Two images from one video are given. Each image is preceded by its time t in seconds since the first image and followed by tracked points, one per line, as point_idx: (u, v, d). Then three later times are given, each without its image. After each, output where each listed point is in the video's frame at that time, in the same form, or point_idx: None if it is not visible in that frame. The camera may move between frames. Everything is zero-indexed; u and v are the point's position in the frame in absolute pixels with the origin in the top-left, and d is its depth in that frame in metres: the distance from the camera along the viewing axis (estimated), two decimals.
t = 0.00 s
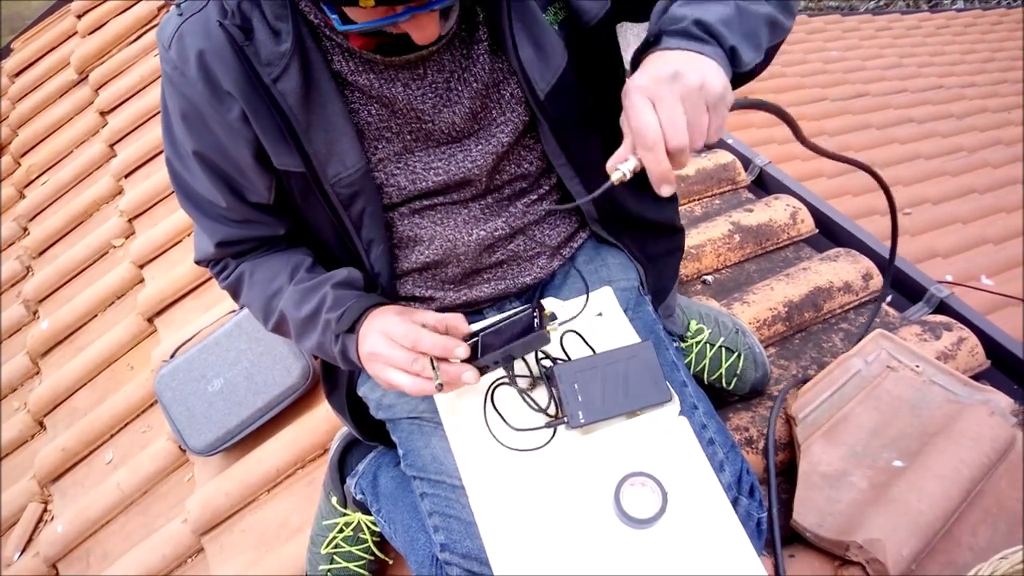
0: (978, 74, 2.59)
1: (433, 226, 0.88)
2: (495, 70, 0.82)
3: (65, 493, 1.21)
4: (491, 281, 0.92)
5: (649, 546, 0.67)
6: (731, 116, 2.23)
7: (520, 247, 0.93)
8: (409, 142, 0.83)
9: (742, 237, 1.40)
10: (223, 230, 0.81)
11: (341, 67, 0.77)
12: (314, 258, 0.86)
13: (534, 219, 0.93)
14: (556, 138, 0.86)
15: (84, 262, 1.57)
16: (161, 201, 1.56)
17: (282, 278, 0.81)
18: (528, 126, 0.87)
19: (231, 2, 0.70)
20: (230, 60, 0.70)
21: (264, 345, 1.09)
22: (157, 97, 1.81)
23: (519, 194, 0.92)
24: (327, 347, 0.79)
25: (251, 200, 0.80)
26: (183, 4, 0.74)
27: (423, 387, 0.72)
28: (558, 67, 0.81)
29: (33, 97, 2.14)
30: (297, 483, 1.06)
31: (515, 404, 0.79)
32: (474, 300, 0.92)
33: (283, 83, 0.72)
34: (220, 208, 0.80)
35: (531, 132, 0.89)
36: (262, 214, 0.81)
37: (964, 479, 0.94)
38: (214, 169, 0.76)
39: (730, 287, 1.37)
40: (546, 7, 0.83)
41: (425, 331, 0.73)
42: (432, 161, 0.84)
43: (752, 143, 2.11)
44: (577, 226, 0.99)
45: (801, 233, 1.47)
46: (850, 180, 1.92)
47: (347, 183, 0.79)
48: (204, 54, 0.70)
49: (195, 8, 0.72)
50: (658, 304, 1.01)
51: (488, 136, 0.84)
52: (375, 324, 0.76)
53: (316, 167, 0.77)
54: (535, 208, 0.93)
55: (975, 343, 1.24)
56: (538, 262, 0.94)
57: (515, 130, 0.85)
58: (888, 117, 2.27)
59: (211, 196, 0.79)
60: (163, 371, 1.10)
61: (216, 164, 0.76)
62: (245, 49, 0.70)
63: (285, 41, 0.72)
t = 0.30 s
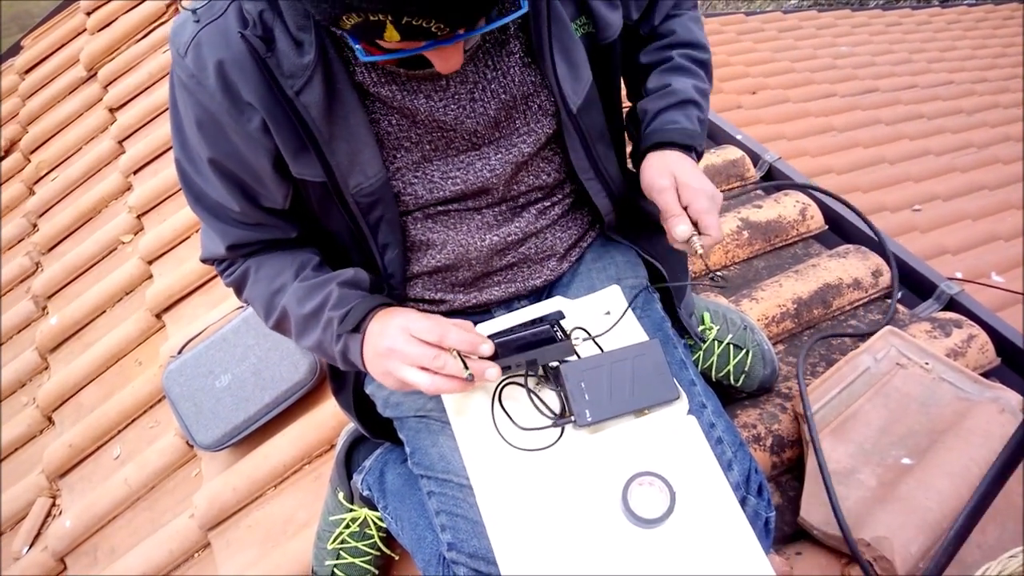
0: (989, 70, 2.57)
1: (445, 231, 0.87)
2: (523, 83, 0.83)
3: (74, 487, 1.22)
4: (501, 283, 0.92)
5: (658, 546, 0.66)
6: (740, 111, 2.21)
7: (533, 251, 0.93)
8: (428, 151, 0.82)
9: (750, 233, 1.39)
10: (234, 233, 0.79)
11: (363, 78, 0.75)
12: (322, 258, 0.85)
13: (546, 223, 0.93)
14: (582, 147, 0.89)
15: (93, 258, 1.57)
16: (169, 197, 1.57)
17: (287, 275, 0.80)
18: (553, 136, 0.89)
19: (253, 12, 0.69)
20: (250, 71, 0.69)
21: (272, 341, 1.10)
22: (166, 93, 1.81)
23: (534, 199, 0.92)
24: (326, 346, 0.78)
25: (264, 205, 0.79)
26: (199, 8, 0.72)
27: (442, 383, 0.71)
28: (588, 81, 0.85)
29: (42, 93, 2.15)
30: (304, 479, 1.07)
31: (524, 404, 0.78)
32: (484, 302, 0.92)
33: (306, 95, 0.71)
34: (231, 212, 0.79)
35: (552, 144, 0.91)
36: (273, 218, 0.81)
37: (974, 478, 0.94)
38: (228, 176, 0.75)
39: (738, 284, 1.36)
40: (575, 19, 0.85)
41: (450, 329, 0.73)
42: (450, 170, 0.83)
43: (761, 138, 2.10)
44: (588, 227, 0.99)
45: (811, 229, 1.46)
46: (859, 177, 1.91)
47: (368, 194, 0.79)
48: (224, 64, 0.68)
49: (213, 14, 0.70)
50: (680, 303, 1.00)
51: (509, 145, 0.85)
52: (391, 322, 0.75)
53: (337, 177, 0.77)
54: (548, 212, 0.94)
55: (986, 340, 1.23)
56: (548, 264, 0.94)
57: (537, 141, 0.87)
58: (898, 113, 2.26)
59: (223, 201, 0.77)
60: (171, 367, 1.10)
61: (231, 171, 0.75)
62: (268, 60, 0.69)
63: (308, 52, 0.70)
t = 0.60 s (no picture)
0: (992, 71, 2.57)
1: (452, 232, 0.87)
2: (540, 93, 0.84)
3: (77, 487, 1.22)
4: (505, 284, 0.92)
5: (661, 545, 0.66)
6: (742, 112, 2.21)
7: (538, 253, 0.93)
8: (442, 155, 0.82)
9: (752, 234, 1.40)
10: (239, 231, 0.79)
11: (382, 81, 0.76)
12: (324, 256, 0.85)
13: (551, 225, 0.94)
14: (588, 161, 0.91)
15: (95, 258, 1.58)
16: (172, 198, 1.57)
17: (290, 273, 0.80)
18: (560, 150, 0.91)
19: (275, 12, 0.69)
20: (269, 71, 0.69)
21: (274, 340, 1.10)
22: (168, 94, 1.82)
23: (541, 201, 0.93)
24: (331, 347, 0.78)
25: (271, 203, 0.79)
26: (216, 4, 0.71)
27: (450, 382, 0.72)
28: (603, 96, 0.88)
29: (45, 94, 2.16)
30: (307, 478, 1.07)
31: (528, 404, 0.78)
32: (487, 303, 0.92)
33: (327, 97, 0.71)
34: (238, 210, 0.78)
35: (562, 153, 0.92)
36: (279, 216, 0.81)
37: (975, 478, 0.95)
38: (237, 174, 0.75)
39: (741, 284, 1.35)
40: (595, 32, 0.88)
41: (459, 327, 0.73)
42: (462, 174, 0.84)
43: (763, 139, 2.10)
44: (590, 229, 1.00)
45: (812, 231, 1.46)
46: (861, 178, 1.91)
47: (382, 196, 0.79)
48: (243, 63, 0.68)
49: (232, 10, 0.70)
50: (682, 310, 0.99)
51: (522, 151, 0.87)
52: (397, 324, 0.75)
53: (353, 179, 0.77)
54: (552, 216, 0.95)
55: (988, 341, 1.23)
56: (551, 265, 0.95)
57: (550, 150, 0.89)
58: (900, 115, 2.26)
59: (231, 198, 0.77)
60: (174, 367, 1.10)
61: (242, 169, 0.74)
62: (289, 61, 0.69)
63: (330, 54, 0.71)
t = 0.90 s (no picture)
0: (989, 78, 2.58)
1: (456, 237, 0.87)
2: (548, 102, 0.85)
3: (76, 493, 1.21)
4: (508, 290, 0.93)
5: (663, 550, 0.66)
6: (740, 119, 2.22)
7: (541, 260, 0.94)
8: (448, 162, 0.83)
9: (752, 240, 1.40)
10: (245, 232, 0.79)
11: (392, 88, 0.76)
12: (329, 259, 0.85)
13: (556, 233, 0.94)
14: (591, 174, 0.91)
15: (95, 264, 1.58)
16: (172, 203, 1.57)
17: (294, 276, 0.81)
18: (566, 161, 0.92)
19: (287, 16, 0.69)
20: (281, 74, 0.69)
21: (275, 346, 1.10)
22: (169, 100, 1.82)
23: (546, 208, 0.93)
24: (335, 350, 0.78)
25: (278, 206, 0.79)
26: (230, 7, 0.71)
27: (453, 388, 0.72)
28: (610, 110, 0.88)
29: (45, 100, 2.16)
30: (307, 484, 1.06)
31: (531, 409, 0.78)
32: (490, 309, 0.92)
33: (337, 102, 0.72)
34: (245, 211, 0.79)
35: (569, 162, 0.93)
36: (285, 219, 0.81)
37: (976, 484, 0.95)
38: (245, 176, 0.75)
39: (740, 291, 1.36)
40: (603, 46, 0.88)
41: (463, 331, 0.73)
42: (469, 181, 0.84)
43: (761, 146, 2.11)
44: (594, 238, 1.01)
45: (812, 236, 1.47)
46: (859, 184, 1.92)
47: (389, 201, 0.79)
48: (255, 66, 0.68)
49: (245, 14, 0.70)
50: (687, 315, 1.00)
51: (529, 160, 0.87)
52: (401, 329, 0.75)
53: (361, 183, 0.78)
54: (557, 223, 0.95)
55: (987, 347, 1.23)
56: (555, 271, 0.95)
57: (556, 158, 0.89)
58: (899, 121, 2.27)
59: (238, 200, 0.77)
60: (174, 372, 1.10)
61: (249, 172, 0.75)
62: (301, 65, 0.69)
63: (341, 60, 0.71)
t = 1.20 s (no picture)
0: (990, 80, 2.58)
1: (457, 241, 0.87)
2: (550, 105, 0.85)
3: (76, 494, 1.21)
4: (509, 293, 0.93)
5: (665, 553, 0.66)
6: (740, 121, 2.22)
7: (542, 263, 0.94)
8: (450, 165, 0.83)
9: (753, 242, 1.40)
10: (245, 235, 0.79)
11: (393, 90, 0.76)
12: (329, 261, 0.85)
13: (557, 236, 0.94)
14: (592, 176, 0.91)
15: (96, 265, 1.57)
16: (172, 204, 1.57)
17: (295, 279, 0.81)
18: (568, 163, 0.92)
19: (288, 19, 0.70)
20: (280, 76, 0.69)
21: (275, 348, 1.10)
22: (169, 100, 1.82)
23: (547, 211, 0.93)
24: (336, 353, 0.78)
25: (278, 208, 0.79)
26: (230, 9, 0.71)
27: (455, 390, 0.72)
28: (610, 112, 0.87)
29: (46, 101, 2.16)
30: (307, 486, 1.06)
31: (532, 412, 0.78)
32: (491, 312, 0.92)
33: (338, 104, 0.72)
34: (245, 214, 0.78)
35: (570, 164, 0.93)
36: (285, 222, 0.81)
37: (977, 487, 0.95)
38: (245, 179, 0.75)
39: (741, 293, 1.36)
40: (605, 47, 0.88)
41: (464, 335, 0.74)
42: (470, 184, 0.84)
43: (762, 147, 2.11)
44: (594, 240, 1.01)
45: (812, 238, 1.47)
46: (859, 186, 1.93)
47: (390, 204, 0.79)
48: (255, 68, 0.68)
49: (245, 16, 0.70)
50: (687, 317, 1.01)
51: (530, 163, 0.87)
52: (403, 332, 0.75)
53: (361, 187, 0.77)
54: (558, 226, 0.95)
55: (988, 350, 1.23)
56: (555, 274, 0.95)
57: (557, 161, 0.89)
58: (899, 123, 2.27)
59: (238, 202, 0.77)
60: (175, 373, 1.10)
61: (249, 174, 0.75)
62: (302, 68, 0.69)
63: (342, 62, 0.71)
